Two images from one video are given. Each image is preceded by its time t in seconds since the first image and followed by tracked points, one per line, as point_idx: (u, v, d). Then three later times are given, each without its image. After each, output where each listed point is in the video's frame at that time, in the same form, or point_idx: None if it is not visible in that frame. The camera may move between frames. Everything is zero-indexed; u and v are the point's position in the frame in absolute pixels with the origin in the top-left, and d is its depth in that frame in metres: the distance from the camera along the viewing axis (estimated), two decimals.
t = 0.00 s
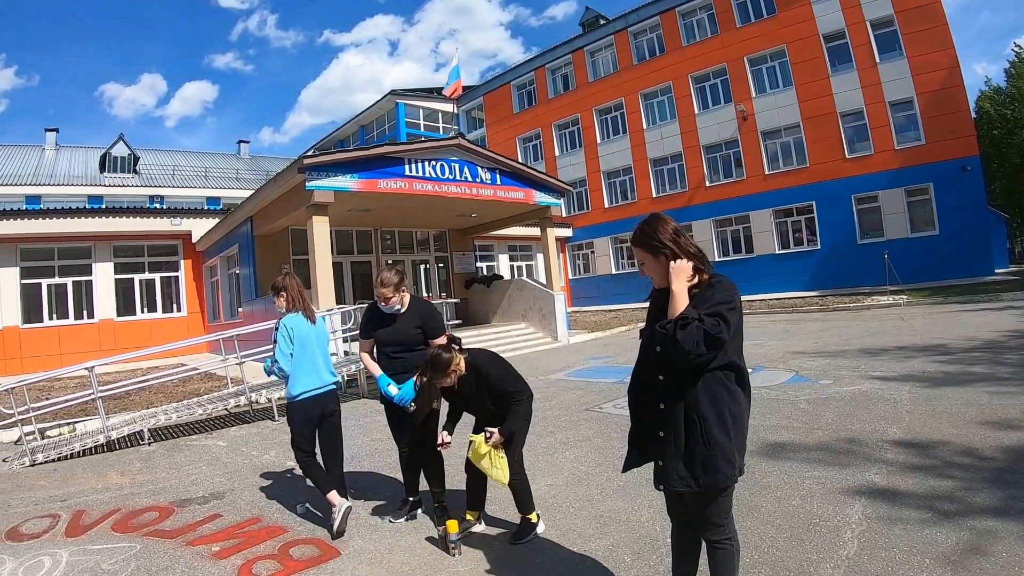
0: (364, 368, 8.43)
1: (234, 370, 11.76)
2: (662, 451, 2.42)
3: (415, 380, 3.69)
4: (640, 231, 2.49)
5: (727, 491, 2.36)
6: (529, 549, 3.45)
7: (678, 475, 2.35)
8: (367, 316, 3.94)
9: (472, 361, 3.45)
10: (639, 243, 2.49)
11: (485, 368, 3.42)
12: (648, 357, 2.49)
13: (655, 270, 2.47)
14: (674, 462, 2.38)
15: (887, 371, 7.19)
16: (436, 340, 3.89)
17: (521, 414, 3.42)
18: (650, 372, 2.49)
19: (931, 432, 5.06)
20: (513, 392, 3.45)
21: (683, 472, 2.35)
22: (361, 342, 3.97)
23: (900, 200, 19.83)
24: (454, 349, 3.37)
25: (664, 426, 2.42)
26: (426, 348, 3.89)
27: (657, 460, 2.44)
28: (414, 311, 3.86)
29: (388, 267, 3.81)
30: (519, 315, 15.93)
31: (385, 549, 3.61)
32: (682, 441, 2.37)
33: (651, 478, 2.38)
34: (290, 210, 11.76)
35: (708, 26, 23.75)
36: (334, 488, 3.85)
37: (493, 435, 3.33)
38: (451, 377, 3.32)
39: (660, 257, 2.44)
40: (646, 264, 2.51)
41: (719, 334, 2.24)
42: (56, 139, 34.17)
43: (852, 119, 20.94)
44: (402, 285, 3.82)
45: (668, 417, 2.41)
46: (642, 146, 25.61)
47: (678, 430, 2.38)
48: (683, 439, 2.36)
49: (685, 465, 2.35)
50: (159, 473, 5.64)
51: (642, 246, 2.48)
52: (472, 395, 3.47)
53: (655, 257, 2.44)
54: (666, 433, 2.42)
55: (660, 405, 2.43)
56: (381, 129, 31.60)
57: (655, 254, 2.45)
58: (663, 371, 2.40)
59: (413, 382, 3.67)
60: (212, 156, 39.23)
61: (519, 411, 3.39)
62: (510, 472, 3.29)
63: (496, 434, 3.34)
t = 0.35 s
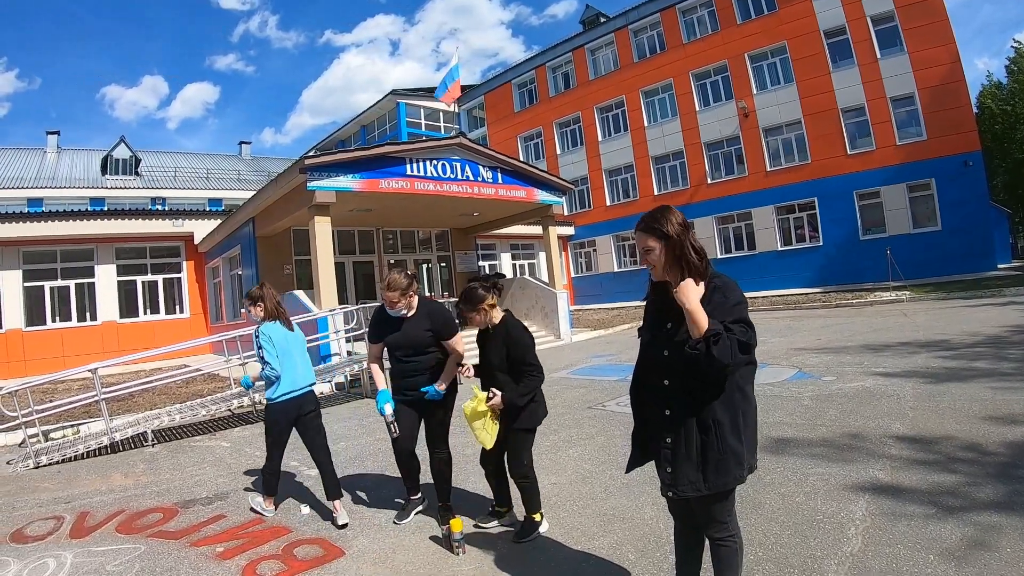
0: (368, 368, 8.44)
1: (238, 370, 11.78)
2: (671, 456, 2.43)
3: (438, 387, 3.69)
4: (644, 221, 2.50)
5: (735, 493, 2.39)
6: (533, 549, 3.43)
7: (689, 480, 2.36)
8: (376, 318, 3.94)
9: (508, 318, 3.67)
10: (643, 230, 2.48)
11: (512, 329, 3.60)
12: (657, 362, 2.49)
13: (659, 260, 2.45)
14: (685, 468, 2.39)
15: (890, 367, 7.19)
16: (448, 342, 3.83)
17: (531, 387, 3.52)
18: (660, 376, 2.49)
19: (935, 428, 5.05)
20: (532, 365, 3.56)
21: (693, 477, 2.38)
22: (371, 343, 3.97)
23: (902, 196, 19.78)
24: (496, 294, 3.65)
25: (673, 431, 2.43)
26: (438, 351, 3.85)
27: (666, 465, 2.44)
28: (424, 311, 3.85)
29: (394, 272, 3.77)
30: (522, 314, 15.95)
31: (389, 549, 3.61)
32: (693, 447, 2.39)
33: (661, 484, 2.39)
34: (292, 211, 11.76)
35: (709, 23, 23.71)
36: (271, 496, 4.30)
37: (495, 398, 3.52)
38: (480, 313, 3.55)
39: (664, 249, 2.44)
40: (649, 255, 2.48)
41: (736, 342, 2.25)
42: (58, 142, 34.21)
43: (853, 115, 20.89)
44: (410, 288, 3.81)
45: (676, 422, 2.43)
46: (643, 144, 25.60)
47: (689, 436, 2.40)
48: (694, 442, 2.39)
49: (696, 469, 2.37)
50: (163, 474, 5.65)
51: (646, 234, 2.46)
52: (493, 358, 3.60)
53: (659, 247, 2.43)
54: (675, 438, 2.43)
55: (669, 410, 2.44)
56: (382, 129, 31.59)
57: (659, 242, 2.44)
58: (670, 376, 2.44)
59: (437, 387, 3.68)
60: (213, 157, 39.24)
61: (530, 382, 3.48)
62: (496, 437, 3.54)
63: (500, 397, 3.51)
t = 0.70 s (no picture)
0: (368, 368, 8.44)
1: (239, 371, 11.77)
2: (673, 455, 2.43)
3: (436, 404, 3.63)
4: (649, 217, 2.48)
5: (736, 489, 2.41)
6: (534, 548, 3.44)
7: (691, 478, 2.37)
8: (373, 339, 3.76)
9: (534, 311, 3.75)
10: (650, 227, 2.46)
11: (531, 320, 3.67)
12: (659, 362, 2.50)
13: (668, 256, 2.44)
14: (686, 467, 2.40)
15: (890, 365, 7.18)
16: (444, 355, 3.78)
17: (538, 377, 3.56)
18: (662, 375, 2.50)
19: (935, 426, 5.04)
20: (545, 354, 3.61)
21: (695, 476, 2.38)
22: (370, 364, 3.81)
23: (903, 193, 19.77)
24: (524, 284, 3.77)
25: (676, 430, 2.43)
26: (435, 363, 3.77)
27: (668, 463, 2.44)
28: (426, 327, 3.75)
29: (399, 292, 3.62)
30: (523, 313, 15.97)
31: (390, 548, 3.61)
32: (696, 446, 2.39)
33: (664, 482, 2.38)
34: (293, 211, 11.76)
35: (708, 21, 23.70)
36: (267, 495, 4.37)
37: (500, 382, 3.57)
38: (507, 296, 3.69)
39: (673, 244, 2.44)
40: (658, 252, 2.45)
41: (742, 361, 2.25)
42: (58, 143, 34.22)
43: (853, 112, 20.87)
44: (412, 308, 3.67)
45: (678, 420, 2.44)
46: (643, 142, 25.59)
47: (692, 435, 2.40)
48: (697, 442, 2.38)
49: (698, 469, 2.37)
50: (164, 475, 5.65)
51: (654, 229, 2.44)
52: (508, 344, 3.66)
53: (670, 243, 2.42)
54: (677, 437, 2.43)
55: (671, 409, 2.44)
56: (382, 129, 31.58)
57: (668, 238, 2.44)
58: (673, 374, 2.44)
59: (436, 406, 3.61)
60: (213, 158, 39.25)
61: (537, 374, 3.51)
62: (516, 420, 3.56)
63: (504, 381, 3.56)
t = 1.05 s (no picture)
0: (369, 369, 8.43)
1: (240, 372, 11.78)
2: (676, 456, 2.43)
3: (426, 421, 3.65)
4: (646, 221, 2.49)
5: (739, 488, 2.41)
6: (534, 549, 3.44)
7: (696, 479, 2.37)
8: (379, 391, 3.56)
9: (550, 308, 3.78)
10: (648, 230, 2.46)
11: (547, 318, 3.72)
12: (659, 364, 2.50)
13: (667, 259, 2.45)
14: (690, 469, 2.40)
15: (891, 366, 7.17)
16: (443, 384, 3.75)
17: (555, 371, 3.61)
18: (661, 378, 2.50)
19: (936, 426, 5.05)
20: (560, 346, 3.66)
21: (699, 477, 2.38)
22: (378, 411, 3.61)
23: (903, 194, 19.78)
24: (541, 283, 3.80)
25: (677, 432, 2.43)
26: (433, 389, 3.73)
27: (671, 465, 2.44)
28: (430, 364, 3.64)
29: (406, 343, 3.46)
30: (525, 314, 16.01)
31: (392, 550, 3.60)
32: (699, 447, 2.39)
33: (669, 484, 2.38)
34: (293, 212, 11.76)
35: (708, 22, 23.71)
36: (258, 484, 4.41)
37: (517, 377, 3.68)
38: (524, 294, 3.72)
39: (673, 246, 2.45)
40: (657, 256, 2.46)
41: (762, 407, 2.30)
42: (58, 144, 34.22)
43: (854, 113, 20.88)
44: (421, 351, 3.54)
45: (681, 422, 2.43)
46: (643, 143, 25.61)
47: (695, 438, 2.40)
48: (701, 443, 2.38)
49: (702, 470, 2.38)
50: (164, 477, 5.65)
51: (653, 233, 2.45)
52: (525, 340, 3.73)
53: (669, 246, 2.43)
54: (680, 438, 2.43)
55: (672, 411, 2.44)
56: (382, 130, 31.59)
57: (668, 241, 2.44)
58: (673, 376, 2.43)
59: (423, 422, 3.62)
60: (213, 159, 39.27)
61: (554, 367, 3.56)
62: (523, 407, 3.74)
63: (521, 375, 3.67)
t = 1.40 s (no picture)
0: (371, 371, 8.43)
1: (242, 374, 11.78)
2: (683, 457, 2.44)
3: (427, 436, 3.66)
4: (650, 223, 2.48)
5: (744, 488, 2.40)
6: (538, 551, 3.44)
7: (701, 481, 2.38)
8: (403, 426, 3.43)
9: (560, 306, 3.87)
10: (653, 231, 2.46)
11: (562, 312, 3.81)
12: (664, 365, 2.50)
13: (671, 261, 2.45)
14: (696, 469, 2.40)
15: (894, 367, 7.16)
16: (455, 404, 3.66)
17: (576, 362, 3.68)
18: (666, 379, 2.50)
19: (940, 427, 5.03)
20: (578, 340, 3.72)
21: (704, 479, 2.39)
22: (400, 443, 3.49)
23: (905, 195, 19.75)
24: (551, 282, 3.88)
25: (683, 433, 2.43)
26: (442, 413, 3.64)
27: (677, 466, 2.45)
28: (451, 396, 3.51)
29: (434, 380, 3.30)
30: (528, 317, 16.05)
31: (395, 553, 3.60)
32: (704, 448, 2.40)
33: (674, 486, 2.39)
34: (296, 214, 11.74)
35: (710, 23, 23.71)
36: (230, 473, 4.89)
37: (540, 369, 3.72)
38: (537, 292, 3.77)
39: (676, 247, 2.45)
40: (662, 257, 2.46)
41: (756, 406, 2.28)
42: (61, 146, 34.27)
43: (856, 114, 20.85)
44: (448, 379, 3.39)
45: (687, 423, 2.43)
46: (645, 145, 25.61)
47: (700, 439, 2.40)
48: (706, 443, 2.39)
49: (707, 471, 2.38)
50: (167, 479, 5.65)
51: (658, 235, 2.44)
52: (543, 335, 3.80)
53: (674, 248, 2.43)
54: (686, 439, 2.43)
55: (677, 412, 2.44)
56: (384, 132, 31.62)
57: (672, 243, 2.45)
58: (679, 377, 2.43)
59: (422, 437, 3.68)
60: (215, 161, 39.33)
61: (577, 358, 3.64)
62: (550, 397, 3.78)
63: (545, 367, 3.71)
